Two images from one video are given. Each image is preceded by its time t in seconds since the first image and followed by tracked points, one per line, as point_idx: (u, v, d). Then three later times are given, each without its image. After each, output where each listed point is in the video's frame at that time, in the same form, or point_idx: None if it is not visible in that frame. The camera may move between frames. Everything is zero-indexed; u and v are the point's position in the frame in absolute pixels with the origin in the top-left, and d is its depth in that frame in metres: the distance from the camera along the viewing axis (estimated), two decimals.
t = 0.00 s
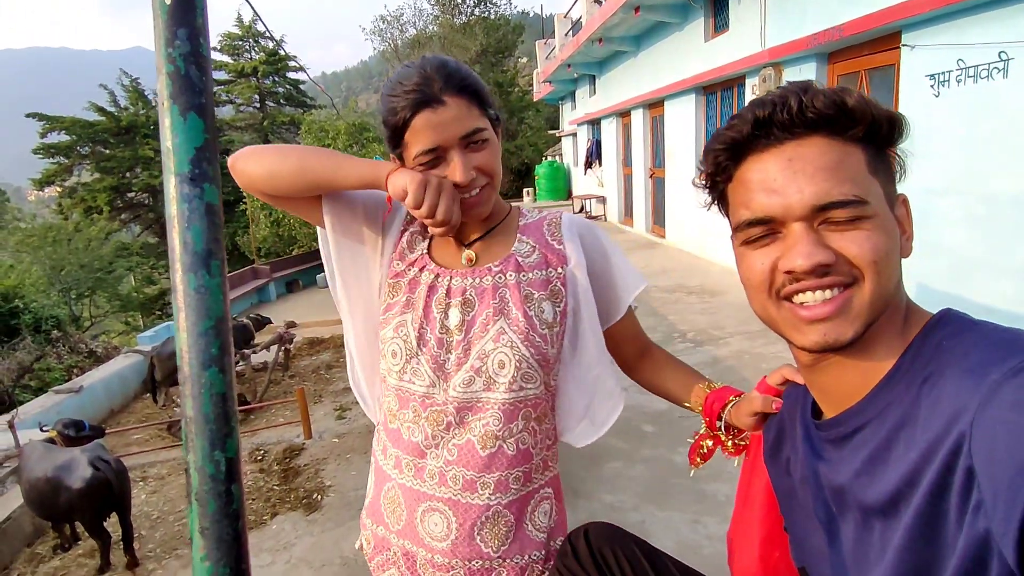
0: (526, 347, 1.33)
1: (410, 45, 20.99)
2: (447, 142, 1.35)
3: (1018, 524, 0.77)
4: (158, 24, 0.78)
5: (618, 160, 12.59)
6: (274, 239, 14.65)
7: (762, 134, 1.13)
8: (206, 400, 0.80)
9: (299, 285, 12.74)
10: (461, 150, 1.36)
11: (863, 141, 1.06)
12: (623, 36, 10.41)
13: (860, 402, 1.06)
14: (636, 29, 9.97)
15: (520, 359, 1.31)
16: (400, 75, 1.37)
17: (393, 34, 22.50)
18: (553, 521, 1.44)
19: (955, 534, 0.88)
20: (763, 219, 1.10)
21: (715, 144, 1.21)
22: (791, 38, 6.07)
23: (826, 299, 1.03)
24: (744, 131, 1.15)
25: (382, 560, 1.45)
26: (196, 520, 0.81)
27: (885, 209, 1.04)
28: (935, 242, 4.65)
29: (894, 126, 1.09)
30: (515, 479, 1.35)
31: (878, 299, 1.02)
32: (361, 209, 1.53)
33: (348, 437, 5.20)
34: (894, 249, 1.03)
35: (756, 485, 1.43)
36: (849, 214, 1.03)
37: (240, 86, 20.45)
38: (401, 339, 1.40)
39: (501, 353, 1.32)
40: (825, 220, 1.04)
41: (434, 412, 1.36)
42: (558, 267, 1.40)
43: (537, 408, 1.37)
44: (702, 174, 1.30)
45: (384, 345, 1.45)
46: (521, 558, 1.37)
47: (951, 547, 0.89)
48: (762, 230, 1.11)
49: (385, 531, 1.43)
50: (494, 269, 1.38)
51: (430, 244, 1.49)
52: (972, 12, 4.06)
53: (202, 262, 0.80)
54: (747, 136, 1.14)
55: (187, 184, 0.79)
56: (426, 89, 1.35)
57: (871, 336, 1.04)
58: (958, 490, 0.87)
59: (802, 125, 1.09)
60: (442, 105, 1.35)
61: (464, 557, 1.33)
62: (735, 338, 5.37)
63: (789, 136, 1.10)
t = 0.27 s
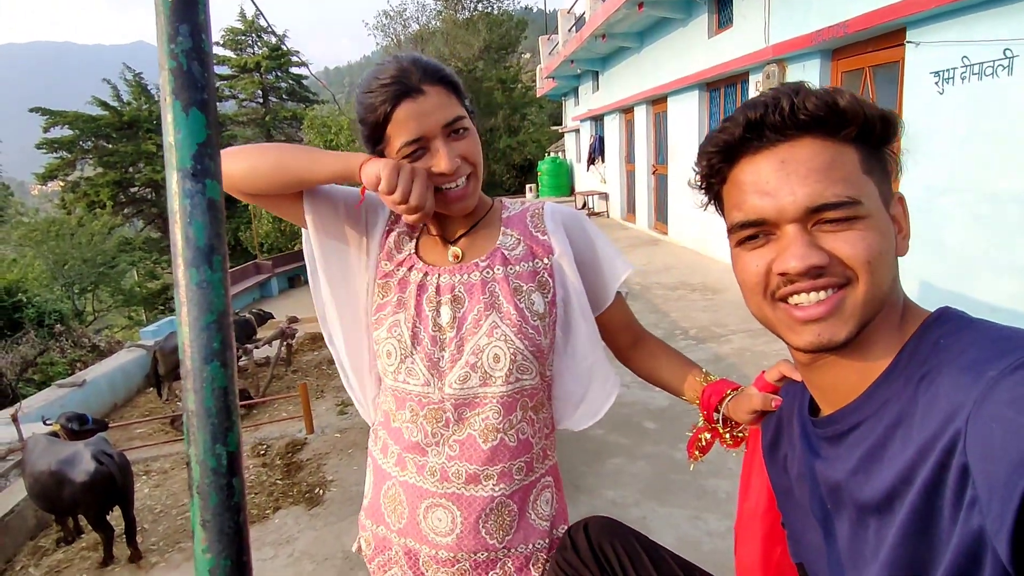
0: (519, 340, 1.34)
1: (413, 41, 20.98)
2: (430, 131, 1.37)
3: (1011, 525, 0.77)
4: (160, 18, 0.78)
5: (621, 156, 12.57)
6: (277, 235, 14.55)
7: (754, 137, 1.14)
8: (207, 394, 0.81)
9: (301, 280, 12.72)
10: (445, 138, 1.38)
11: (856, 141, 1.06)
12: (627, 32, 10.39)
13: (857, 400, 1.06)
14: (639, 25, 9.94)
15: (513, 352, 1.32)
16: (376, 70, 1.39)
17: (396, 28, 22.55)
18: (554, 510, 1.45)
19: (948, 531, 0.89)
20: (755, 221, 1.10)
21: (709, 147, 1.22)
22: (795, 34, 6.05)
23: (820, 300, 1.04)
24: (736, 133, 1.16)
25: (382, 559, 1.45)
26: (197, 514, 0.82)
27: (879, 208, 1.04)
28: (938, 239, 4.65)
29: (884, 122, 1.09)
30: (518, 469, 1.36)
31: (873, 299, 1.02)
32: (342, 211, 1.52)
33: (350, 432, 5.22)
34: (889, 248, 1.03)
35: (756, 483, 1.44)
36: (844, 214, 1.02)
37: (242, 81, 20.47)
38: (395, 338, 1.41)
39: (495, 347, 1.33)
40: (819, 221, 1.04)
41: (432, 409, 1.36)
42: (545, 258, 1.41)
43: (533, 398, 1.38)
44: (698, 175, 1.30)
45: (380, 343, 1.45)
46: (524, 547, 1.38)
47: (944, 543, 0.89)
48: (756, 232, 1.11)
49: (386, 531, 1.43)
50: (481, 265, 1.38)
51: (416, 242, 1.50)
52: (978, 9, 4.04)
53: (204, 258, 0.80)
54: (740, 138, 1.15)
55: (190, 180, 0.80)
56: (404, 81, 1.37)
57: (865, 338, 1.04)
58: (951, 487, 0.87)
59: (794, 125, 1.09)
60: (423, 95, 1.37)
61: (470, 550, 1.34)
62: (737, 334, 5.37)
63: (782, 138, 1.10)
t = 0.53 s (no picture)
0: (526, 342, 1.33)
1: (416, 40, 21.01)
2: (446, 118, 1.37)
3: (1015, 526, 0.77)
4: (160, 17, 0.78)
5: (623, 156, 12.56)
6: (279, 235, 14.42)
7: (757, 137, 1.13)
8: (207, 395, 0.81)
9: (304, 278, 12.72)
10: (460, 126, 1.38)
11: (860, 143, 1.06)
12: (630, 31, 10.39)
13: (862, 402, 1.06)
14: (642, 25, 9.94)
15: (520, 355, 1.31)
16: (392, 60, 1.39)
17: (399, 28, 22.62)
18: (559, 510, 1.45)
19: (951, 534, 0.89)
20: (759, 221, 1.10)
21: (711, 148, 1.21)
22: (798, 33, 6.05)
23: (823, 302, 1.03)
24: (739, 134, 1.15)
25: (385, 561, 1.45)
26: (197, 516, 0.82)
27: (883, 211, 1.04)
28: (941, 240, 4.64)
29: (890, 121, 1.08)
30: (523, 471, 1.36)
31: (876, 301, 1.02)
32: (346, 209, 1.51)
33: (352, 432, 5.22)
34: (892, 250, 1.03)
35: (761, 487, 1.42)
36: (847, 216, 1.02)
37: (246, 80, 20.52)
38: (402, 340, 1.40)
39: (502, 350, 1.32)
40: (822, 223, 1.04)
41: (438, 412, 1.36)
42: (552, 260, 1.41)
43: (540, 401, 1.38)
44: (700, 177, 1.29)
45: (385, 345, 1.44)
46: (529, 548, 1.39)
47: (949, 547, 0.89)
48: (759, 233, 1.11)
49: (389, 533, 1.43)
50: (489, 267, 1.38)
51: (425, 240, 1.50)
52: (981, 8, 4.03)
53: (204, 260, 0.80)
54: (742, 140, 1.15)
55: (191, 181, 0.79)
56: (422, 68, 1.36)
57: (869, 340, 1.04)
58: (956, 489, 0.87)
59: (797, 125, 1.08)
60: (441, 83, 1.37)
61: (475, 551, 1.34)
62: (739, 335, 5.36)
63: (785, 140, 1.09)
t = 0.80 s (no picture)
0: (544, 346, 1.34)
1: (418, 39, 21.06)
2: (463, 101, 1.39)
3: (1018, 532, 0.77)
4: (162, 19, 0.78)
5: (626, 154, 12.55)
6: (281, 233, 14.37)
7: (749, 138, 1.13)
8: (208, 397, 0.81)
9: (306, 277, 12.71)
10: (475, 111, 1.39)
11: (852, 140, 1.06)
12: (632, 30, 10.39)
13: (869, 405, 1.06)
14: (644, 23, 9.93)
15: (538, 358, 1.32)
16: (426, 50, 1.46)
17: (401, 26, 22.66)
18: (564, 506, 1.46)
19: (956, 538, 0.89)
20: (752, 221, 1.10)
21: (707, 150, 1.21)
22: (801, 32, 6.04)
23: (818, 299, 1.03)
24: (731, 136, 1.16)
25: (392, 559, 1.44)
26: (198, 517, 0.82)
27: (877, 207, 1.03)
28: (944, 239, 4.63)
29: (885, 118, 1.08)
30: (536, 472, 1.37)
31: (874, 301, 1.01)
32: (340, 231, 1.49)
33: (354, 430, 5.23)
34: (888, 248, 1.02)
35: (770, 486, 1.43)
36: (839, 213, 1.02)
37: (248, 79, 20.57)
38: (418, 345, 1.38)
39: (521, 354, 1.33)
40: (815, 220, 1.04)
41: (450, 413, 1.34)
42: (564, 265, 1.42)
43: (553, 403, 1.38)
44: (699, 180, 1.30)
45: (397, 346, 1.42)
46: (537, 545, 1.39)
47: (954, 550, 0.89)
48: (754, 232, 1.11)
49: (397, 531, 1.42)
50: (504, 272, 1.38)
51: (432, 243, 1.50)
52: (985, 7, 4.02)
53: (205, 261, 0.80)
54: (735, 140, 1.15)
55: (191, 182, 0.80)
56: (450, 56, 1.42)
57: (869, 340, 1.04)
58: (963, 493, 0.86)
59: (788, 126, 1.09)
60: (465, 68, 1.41)
61: (484, 549, 1.34)
62: (742, 334, 5.35)
63: (776, 139, 1.10)
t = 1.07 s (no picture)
0: (531, 335, 1.34)
1: (420, 39, 21.10)
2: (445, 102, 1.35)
3: (1014, 520, 0.76)
4: (163, 9, 0.78)
5: (627, 154, 12.54)
6: (282, 233, 14.32)
7: (748, 132, 1.12)
8: (208, 385, 0.80)
9: (308, 277, 12.71)
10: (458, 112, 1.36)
11: (851, 134, 1.05)
12: (634, 30, 10.40)
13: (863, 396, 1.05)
14: (646, 23, 9.93)
15: (528, 349, 1.31)
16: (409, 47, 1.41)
17: (403, 27, 22.72)
18: (560, 497, 1.46)
19: (947, 525, 0.89)
20: (753, 215, 1.09)
21: (704, 145, 1.20)
22: (803, 31, 6.03)
23: (820, 292, 1.03)
24: (730, 130, 1.14)
25: (387, 550, 1.44)
26: (198, 505, 0.81)
27: (877, 200, 1.03)
28: (947, 238, 4.62)
29: (881, 114, 1.07)
30: (527, 460, 1.36)
31: (875, 292, 1.01)
32: (362, 196, 1.47)
33: (355, 429, 5.22)
34: (888, 241, 1.02)
35: (762, 477, 1.43)
36: (840, 207, 1.01)
37: (250, 79, 20.61)
38: (407, 334, 1.37)
39: (508, 343, 1.32)
40: (816, 214, 1.03)
41: (443, 403, 1.34)
42: (552, 257, 1.41)
43: (543, 393, 1.38)
44: (696, 174, 1.29)
45: (389, 337, 1.42)
46: (532, 534, 1.39)
47: (947, 534, 0.89)
48: (755, 226, 1.10)
49: (392, 521, 1.42)
50: (494, 263, 1.38)
51: (426, 234, 1.49)
52: (987, 5, 4.01)
53: (206, 249, 0.80)
54: (734, 135, 1.14)
55: (192, 170, 0.79)
56: (429, 56, 1.37)
57: (865, 331, 1.03)
58: (954, 478, 0.86)
59: (789, 119, 1.08)
60: (444, 69, 1.36)
61: (478, 538, 1.34)
62: (743, 333, 5.35)
63: (776, 133, 1.09)
